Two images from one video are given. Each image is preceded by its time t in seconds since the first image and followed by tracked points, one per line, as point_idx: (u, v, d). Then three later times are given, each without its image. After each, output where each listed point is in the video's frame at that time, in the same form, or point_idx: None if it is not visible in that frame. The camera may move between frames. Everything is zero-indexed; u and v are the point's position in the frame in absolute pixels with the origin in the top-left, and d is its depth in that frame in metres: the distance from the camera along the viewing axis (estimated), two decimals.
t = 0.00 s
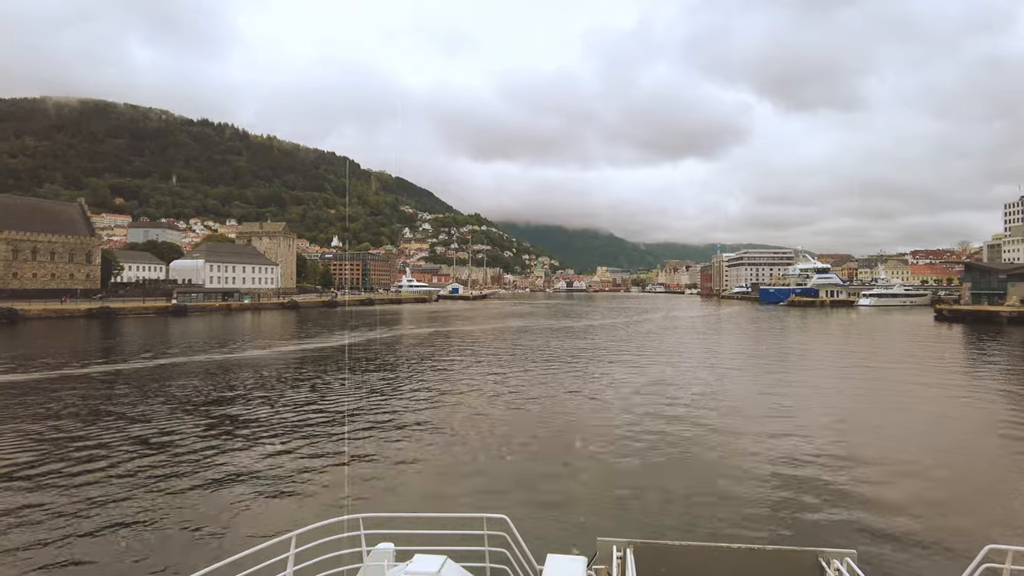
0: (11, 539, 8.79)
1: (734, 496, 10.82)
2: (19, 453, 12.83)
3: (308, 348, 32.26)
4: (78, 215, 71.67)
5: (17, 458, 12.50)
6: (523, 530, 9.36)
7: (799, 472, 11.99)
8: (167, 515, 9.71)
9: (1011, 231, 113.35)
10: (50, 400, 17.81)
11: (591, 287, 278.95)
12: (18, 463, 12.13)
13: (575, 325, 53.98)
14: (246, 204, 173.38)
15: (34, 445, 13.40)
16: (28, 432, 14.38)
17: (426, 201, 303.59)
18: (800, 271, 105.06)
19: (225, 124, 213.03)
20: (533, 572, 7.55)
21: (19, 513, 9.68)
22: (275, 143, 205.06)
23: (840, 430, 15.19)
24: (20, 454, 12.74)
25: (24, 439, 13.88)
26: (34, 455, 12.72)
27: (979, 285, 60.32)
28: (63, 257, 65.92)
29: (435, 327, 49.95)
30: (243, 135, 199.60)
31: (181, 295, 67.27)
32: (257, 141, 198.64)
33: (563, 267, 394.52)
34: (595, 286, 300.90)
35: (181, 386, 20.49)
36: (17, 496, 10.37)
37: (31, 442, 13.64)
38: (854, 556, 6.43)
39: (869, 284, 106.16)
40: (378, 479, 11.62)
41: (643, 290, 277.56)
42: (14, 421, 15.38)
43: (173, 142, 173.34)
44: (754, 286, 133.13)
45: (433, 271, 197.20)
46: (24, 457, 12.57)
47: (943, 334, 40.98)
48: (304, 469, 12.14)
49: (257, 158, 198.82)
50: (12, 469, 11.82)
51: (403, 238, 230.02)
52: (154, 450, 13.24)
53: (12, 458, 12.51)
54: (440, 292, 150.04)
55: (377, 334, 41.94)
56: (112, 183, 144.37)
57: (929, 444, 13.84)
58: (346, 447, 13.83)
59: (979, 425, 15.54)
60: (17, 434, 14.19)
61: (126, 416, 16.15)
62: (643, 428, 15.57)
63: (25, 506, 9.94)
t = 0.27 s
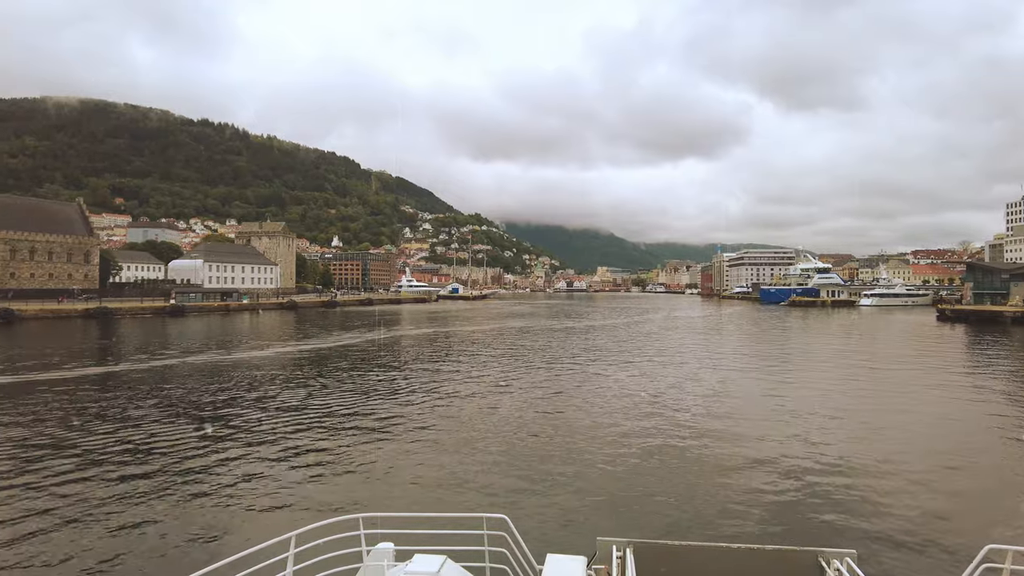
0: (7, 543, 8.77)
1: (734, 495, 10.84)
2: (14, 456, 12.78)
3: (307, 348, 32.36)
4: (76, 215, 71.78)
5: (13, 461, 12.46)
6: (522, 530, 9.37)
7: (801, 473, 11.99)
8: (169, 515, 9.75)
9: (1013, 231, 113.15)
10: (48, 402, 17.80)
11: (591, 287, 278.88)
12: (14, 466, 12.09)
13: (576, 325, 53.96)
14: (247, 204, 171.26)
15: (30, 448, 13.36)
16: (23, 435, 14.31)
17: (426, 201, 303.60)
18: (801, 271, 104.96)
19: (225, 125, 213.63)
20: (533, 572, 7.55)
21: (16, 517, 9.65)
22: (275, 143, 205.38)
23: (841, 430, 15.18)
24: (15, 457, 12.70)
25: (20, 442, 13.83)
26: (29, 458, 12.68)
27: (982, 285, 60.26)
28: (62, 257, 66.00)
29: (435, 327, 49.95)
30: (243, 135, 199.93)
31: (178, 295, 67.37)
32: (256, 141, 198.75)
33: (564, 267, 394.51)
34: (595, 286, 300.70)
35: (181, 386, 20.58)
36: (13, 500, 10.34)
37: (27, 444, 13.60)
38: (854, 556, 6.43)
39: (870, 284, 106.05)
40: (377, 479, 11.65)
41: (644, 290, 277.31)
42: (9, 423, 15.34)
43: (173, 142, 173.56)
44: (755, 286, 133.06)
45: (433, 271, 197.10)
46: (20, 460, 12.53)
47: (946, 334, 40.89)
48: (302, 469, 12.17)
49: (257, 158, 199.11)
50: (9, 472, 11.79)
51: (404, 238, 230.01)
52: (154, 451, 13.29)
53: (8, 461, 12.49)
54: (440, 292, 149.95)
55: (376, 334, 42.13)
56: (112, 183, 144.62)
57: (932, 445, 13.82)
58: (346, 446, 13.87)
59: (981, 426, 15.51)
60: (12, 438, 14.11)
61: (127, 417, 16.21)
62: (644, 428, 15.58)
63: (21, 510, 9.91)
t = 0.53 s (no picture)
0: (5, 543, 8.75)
1: (733, 496, 10.84)
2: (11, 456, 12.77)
3: (307, 348, 32.44)
4: (74, 215, 71.81)
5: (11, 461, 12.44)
6: (523, 530, 9.37)
7: (801, 472, 12.02)
8: (169, 515, 9.76)
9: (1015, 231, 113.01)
10: (46, 403, 17.79)
11: (591, 287, 278.89)
12: (11, 467, 12.07)
13: (576, 325, 53.98)
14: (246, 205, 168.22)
15: (28, 448, 13.33)
16: (21, 436, 14.25)
17: (426, 202, 303.55)
18: (802, 271, 104.92)
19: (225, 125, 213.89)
20: (533, 572, 7.55)
21: (12, 517, 9.63)
22: (275, 143, 205.45)
23: (842, 430, 15.20)
24: (13, 458, 12.68)
25: (17, 442, 13.79)
26: (26, 458, 12.65)
27: (984, 285, 60.23)
28: (59, 257, 66.03)
29: (436, 326, 49.99)
30: (243, 135, 200.09)
31: (177, 295, 67.42)
32: (257, 141, 198.79)
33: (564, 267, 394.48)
34: (596, 286, 300.62)
35: (182, 387, 20.62)
36: (11, 500, 10.33)
37: (25, 445, 13.57)
38: (854, 556, 6.42)
39: (871, 284, 106.01)
40: (376, 479, 11.67)
41: (644, 290, 277.24)
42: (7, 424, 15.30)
43: (173, 142, 173.72)
44: (756, 286, 133.07)
45: (433, 271, 197.05)
46: (17, 461, 12.51)
47: (949, 334, 40.85)
48: (302, 468, 12.18)
49: (257, 158, 199.23)
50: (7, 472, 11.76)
51: (404, 238, 230.00)
52: (156, 451, 13.31)
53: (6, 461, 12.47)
54: (440, 292, 149.91)
55: (376, 334, 42.26)
56: (112, 183, 144.77)
57: (933, 445, 13.84)
58: (346, 446, 13.87)
59: (982, 426, 15.51)
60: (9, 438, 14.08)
61: (127, 417, 16.23)
62: (644, 427, 15.59)
63: (18, 510, 9.88)
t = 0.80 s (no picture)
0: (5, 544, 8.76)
1: (731, 494, 10.91)
2: (12, 458, 12.79)
3: (307, 348, 32.56)
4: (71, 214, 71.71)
5: (11, 463, 12.46)
6: (523, 529, 9.35)
7: (801, 473, 12.00)
8: (170, 514, 9.84)
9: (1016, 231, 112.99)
10: (46, 404, 17.82)
11: (591, 288, 279.03)
12: (13, 468, 12.10)
13: (576, 325, 54.00)
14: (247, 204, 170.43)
15: (28, 449, 13.36)
16: (23, 437, 14.34)
17: (427, 202, 303.70)
18: (803, 271, 104.89)
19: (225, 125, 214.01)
20: (533, 571, 7.52)
21: (12, 519, 9.64)
22: (275, 143, 205.58)
23: (842, 431, 15.20)
24: (13, 460, 12.68)
25: (17, 444, 13.81)
26: (26, 460, 12.68)
27: (987, 285, 60.18)
28: (57, 257, 65.87)
29: (436, 327, 50.05)
30: (243, 135, 200.18)
31: (175, 296, 67.43)
32: (257, 140, 198.75)
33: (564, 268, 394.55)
34: (597, 286, 300.82)
35: (180, 387, 20.67)
36: (10, 501, 10.33)
37: (24, 446, 13.57)
38: (853, 556, 6.42)
39: (873, 284, 106.07)
40: (376, 479, 11.72)
41: (645, 290, 277.46)
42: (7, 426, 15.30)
43: (173, 142, 174.01)
44: (757, 287, 133.05)
45: (433, 271, 197.07)
46: (17, 463, 12.52)
47: (951, 335, 40.92)
48: (302, 469, 12.23)
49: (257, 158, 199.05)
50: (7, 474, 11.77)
51: (404, 238, 229.97)
52: (155, 452, 13.37)
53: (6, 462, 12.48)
54: (440, 292, 149.93)
55: (375, 334, 42.43)
56: (112, 183, 144.84)
57: (933, 446, 13.83)
58: (347, 445, 13.94)
59: (982, 426, 15.56)
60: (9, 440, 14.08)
61: (127, 419, 16.26)
62: (643, 428, 15.58)
63: (18, 512, 9.89)
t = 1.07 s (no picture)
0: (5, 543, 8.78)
1: (731, 494, 10.92)
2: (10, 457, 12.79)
3: (307, 348, 32.65)
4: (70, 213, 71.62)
5: (10, 462, 12.48)
6: (523, 530, 9.37)
7: (801, 473, 11.98)
8: (169, 515, 9.84)
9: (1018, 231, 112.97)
10: (45, 404, 17.85)
11: (591, 288, 278.90)
12: (14, 467, 12.12)
13: (577, 325, 53.93)
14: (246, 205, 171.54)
15: (26, 449, 13.37)
16: (24, 437, 14.35)
17: (428, 202, 303.58)
18: (804, 271, 104.76)
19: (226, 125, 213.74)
20: (532, 572, 7.52)
21: (10, 518, 9.65)
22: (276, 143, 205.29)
23: (843, 431, 15.16)
24: (14, 459, 12.71)
25: (16, 443, 13.82)
26: (26, 459, 12.71)
27: (990, 285, 60.10)
28: (55, 257, 65.92)
29: (436, 327, 50.02)
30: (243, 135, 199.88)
31: (173, 296, 67.29)
32: (257, 140, 198.60)
33: (564, 267, 394.42)
34: (597, 286, 300.83)
35: (181, 388, 20.67)
36: (10, 500, 10.35)
37: (23, 446, 13.60)
38: (853, 556, 6.40)
39: (874, 284, 105.99)
40: (376, 478, 11.76)
41: (645, 289, 277.41)
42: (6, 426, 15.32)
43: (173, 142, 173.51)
44: (757, 286, 132.98)
45: (433, 271, 196.97)
46: (19, 462, 12.55)
47: (953, 335, 40.94)
48: (302, 468, 12.27)
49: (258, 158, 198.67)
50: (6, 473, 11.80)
51: (404, 237, 229.91)
52: (155, 452, 13.38)
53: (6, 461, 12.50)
54: (440, 292, 149.92)
55: (373, 334, 42.51)
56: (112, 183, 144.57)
57: (934, 446, 13.81)
58: (346, 446, 13.95)
59: (982, 426, 15.58)
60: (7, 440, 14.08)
61: (127, 419, 16.27)
62: (643, 428, 15.55)
63: (17, 510, 9.92)
